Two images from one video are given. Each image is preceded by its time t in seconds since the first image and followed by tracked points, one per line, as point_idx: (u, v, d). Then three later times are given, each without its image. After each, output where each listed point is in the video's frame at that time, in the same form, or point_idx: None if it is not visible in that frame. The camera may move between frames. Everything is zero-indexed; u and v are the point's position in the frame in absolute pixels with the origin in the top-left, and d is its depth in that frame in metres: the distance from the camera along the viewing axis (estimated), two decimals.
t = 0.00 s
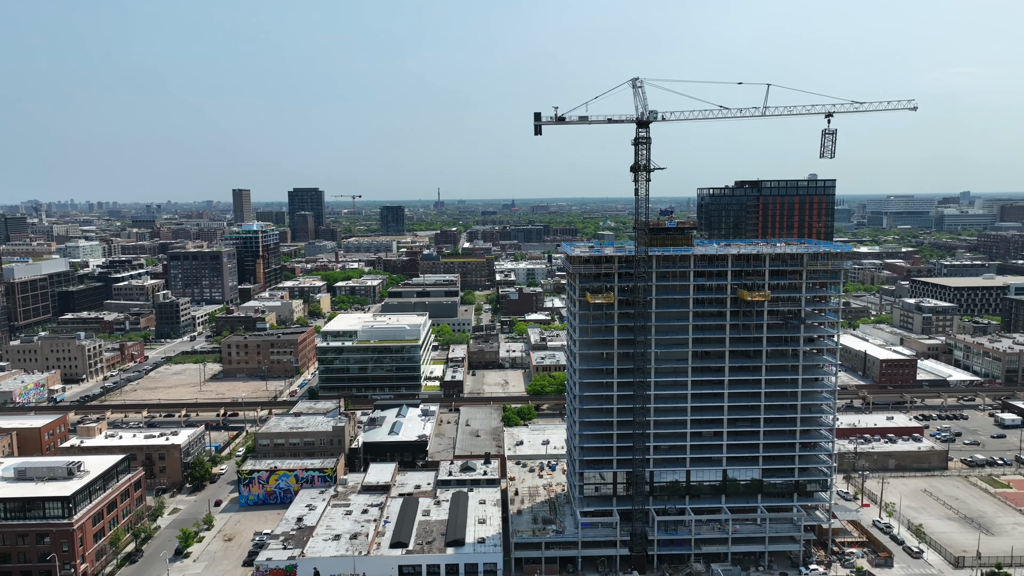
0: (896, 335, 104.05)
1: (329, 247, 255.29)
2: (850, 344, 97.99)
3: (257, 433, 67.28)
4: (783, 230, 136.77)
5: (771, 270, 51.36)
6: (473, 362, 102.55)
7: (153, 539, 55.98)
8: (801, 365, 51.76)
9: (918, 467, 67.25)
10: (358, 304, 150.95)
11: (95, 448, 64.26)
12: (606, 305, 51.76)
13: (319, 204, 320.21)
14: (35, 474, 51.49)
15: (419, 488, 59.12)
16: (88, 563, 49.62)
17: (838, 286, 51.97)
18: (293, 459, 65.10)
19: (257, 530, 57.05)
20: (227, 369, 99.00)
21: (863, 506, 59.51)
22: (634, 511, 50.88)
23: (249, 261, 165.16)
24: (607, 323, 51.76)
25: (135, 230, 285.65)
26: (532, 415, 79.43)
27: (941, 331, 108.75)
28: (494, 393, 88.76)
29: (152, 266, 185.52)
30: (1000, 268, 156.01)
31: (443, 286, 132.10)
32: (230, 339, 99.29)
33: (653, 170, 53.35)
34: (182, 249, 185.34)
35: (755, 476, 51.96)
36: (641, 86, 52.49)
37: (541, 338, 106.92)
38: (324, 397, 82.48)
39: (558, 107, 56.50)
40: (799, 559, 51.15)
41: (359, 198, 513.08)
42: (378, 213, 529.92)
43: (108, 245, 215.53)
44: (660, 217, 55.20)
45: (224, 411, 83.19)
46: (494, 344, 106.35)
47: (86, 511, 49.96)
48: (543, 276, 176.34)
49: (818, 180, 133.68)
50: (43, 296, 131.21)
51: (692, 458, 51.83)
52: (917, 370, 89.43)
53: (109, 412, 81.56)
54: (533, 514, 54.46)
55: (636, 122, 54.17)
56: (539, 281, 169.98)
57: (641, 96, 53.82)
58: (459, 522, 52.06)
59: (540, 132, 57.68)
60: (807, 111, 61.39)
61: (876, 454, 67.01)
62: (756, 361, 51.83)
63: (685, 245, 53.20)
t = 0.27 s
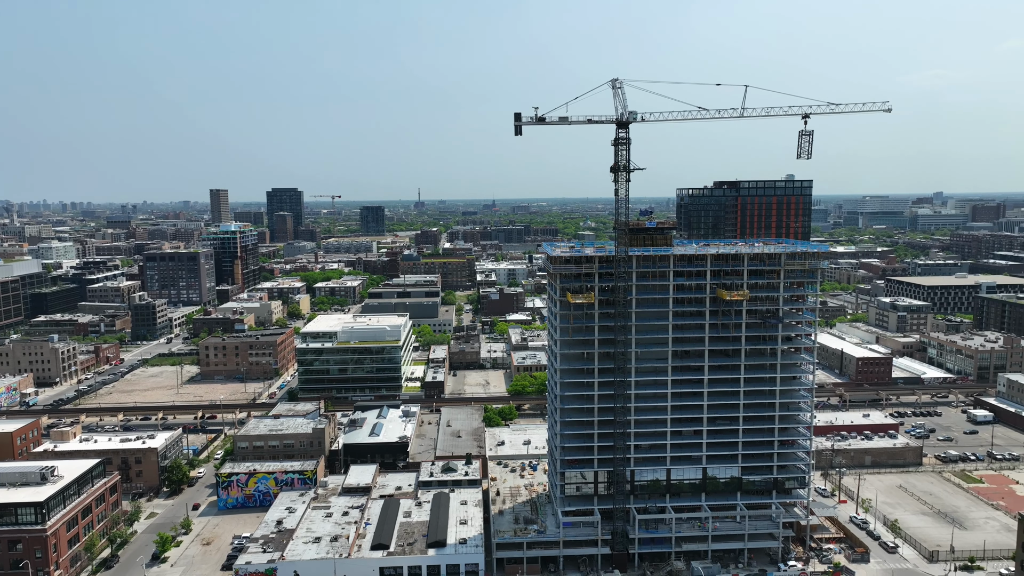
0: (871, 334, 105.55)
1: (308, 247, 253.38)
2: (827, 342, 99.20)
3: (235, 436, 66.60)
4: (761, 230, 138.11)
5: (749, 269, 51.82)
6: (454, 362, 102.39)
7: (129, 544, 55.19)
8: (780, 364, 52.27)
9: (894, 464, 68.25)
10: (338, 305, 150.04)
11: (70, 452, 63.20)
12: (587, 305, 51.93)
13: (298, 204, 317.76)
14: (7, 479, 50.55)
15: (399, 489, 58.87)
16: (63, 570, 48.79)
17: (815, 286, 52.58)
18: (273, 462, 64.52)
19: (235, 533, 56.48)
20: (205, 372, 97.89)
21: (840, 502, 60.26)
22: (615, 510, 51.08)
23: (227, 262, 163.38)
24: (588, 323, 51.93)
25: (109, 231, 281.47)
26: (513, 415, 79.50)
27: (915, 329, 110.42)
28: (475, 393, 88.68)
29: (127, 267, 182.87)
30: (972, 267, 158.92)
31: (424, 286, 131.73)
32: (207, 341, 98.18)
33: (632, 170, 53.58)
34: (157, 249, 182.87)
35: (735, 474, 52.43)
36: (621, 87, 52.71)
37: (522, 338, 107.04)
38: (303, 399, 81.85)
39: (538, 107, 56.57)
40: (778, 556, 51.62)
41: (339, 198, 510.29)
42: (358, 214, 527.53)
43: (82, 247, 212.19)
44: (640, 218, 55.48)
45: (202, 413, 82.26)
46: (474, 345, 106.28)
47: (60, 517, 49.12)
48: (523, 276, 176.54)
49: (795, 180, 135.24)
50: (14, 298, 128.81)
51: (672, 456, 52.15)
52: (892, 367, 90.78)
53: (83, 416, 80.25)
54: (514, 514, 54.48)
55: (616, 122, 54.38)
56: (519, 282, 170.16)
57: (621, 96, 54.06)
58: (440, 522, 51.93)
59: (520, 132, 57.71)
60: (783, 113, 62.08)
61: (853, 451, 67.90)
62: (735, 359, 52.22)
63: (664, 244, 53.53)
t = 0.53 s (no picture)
0: (848, 332, 106.93)
1: (288, 248, 251.41)
2: (805, 341, 100.32)
3: (213, 439, 65.89)
4: (740, 230, 139.31)
5: (728, 269, 52.24)
6: (435, 363, 102.14)
7: (105, 549, 54.38)
8: (758, 362, 52.75)
9: (870, 460, 69.19)
10: (318, 306, 149.01)
11: (43, 457, 62.13)
12: (568, 305, 52.08)
13: (277, 204, 315.21)
14: None
15: (380, 491, 58.58)
16: None
17: (793, 285, 53.14)
18: (251, 465, 63.91)
19: (214, 537, 55.87)
20: (182, 374, 96.76)
21: (818, 499, 60.95)
22: (597, 509, 51.21)
23: (204, 263, 161.58)
24: (568, 323, 52.07)
25: (84, 232, 277.09)
26: (495, 415, 79.46)
27: (891, 328, 111.98)
28: (456, 394, 88.51)
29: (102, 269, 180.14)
30: (945, 266, 161.59)
31: (404, 287, 131.23)
32: (185, 343, 97.07)
33: (613, 171, 53.82)
34: (133, 250, 180.41)
35: (714, 472, 52.85)
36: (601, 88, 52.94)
37: (503, 338, 107.06)
38: (283, 401, 81.17)
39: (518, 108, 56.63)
40: (757, 553, 52.07)
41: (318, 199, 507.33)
42: (338, 214, 524.60)
43: (56, 248, 208.71)
44: (620, 218, 55.74)
45: (180, 416, 81.29)
46: (455, 345, 106.09)
47: (33, 523, 48.26)
48: (504, 276, 176.54)
49: (773, 181, 136.64)
50: None
51: (653, 455, 52.46)
52: (868, 365, 92.03)
53: (57, 420, 78.93)
54: (496, 515, 54.49)
55: (596, 123, 54.57)
56: (500, 282, 170.16)
57: (600, 97, 54.29)
58: (421, 524, 51.75)
59: (501, 133, 57.78)
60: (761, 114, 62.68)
61: (830, 449, 68.73)
62: (714, 358, 52.58)
63: (644, 244, 53.84)
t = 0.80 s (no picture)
0: (825, 331, 108.25)
1: (266, 249, 249.18)
2: (782, 340, 101.41)
3: (191, 442, 65.15)
4: (719, 230, 140.46)
5: (707, 269, 52.64)
6: (416, 364, 101.85)
7: (80, 555, 53.51)
8: (737, 361, 53.23)
9: (847, 457, 70.11)
10: (297, 307, 147.94)
11: (16, 462, 61.00)
12: (548, 305, 52.18)
13: (255, 205, 312.25)
14: None
15: (361, 493, 58.26)
16: None
17: (771, 284, 53.66)
18: (230, 468, 63.28)
19: (192, 541, 55.24)
20: (159, 377, 95.56)
21: (797, 496, 61.59)
22: (578, 508, 51.36)
23: (181, 264, 159.64)
24: (549, 323, 52.19)
25: (57, 232, 272.43)
26: (476, 416, 79.41)
27: (866, 326, 113.53)
28: (437, 394, 88.35)
29: (76, 270, 177.24)
30: (919, 265, 164.17)
31: (384, 288, 130.66)
32: (161, 345, 95.90)
33: (592, 171, 54.03)
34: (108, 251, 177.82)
35: (694, 470, 53.19)
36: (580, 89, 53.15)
37: (484, 338, 107.00)
38: (261, 403, 80.48)
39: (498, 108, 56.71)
40: (737, 550, 52.51)
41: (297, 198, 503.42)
42: (317, 214, 520.84)
43: (28, 249, 205.04)
44: (600, 218, 55.99)
45: (156, 419, 80.26)
46: (436, 346, 105.85)
47: (6, 529, 47.38)
48: (485, 276, 176.40)
49: (751, 182, 137.98)
50: None
51: (633, 454, 52.70)
52: (844, 363, 93.25)
53: (30, 424, 77.54)
54: (477, 515, 54.45)
55: (576, 124, 54.76)
56: (481, 282, 170.03)
57: (580, 98, 54.49)
58: (403, 525, 51.57)
59: (480, 134, 57.80)
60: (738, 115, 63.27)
61: (808, 446, 69.51)
62: (694, 357, 52.91)
63: (624, 244, 54.09)
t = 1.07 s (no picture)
0: (802, 330, 109.46)
1: (244, 250, 246.58)
2: (760, 339, 102.43)
3: (167, 445, 64.27)
4: (697, 230, 141.50)
5: (686, 269, 52.98)
6: (395, 365, 101.38)
7: (53, 562, 52.56)
8: (715, 360, 53.66)
9: (824, 454, 70.99)
10: (275, 309, 146.66)
11: None
12: (528, 305, 52.22)
13: (232, 205, 308.88)
14: None
15: (341, 495, 57.87)
16: None
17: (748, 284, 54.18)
18: (207, 471, 62.53)
19: (168, 546, 54.50)
20: (134, 380, 94.19)
21: (774, 493, 62.24)
22: (558, 508, 51.47)
23: (157, 265, 157.45)
24: (529, 323, 52.22)
25: (28, 233, 267.27)
26: (456, 416, 79.28)
27: (842, 325, 115.01)
28: (417, 395, 88.04)
29: (48, 271, 174.10)
30: (893, 265, 166.65)
31: (364, 288, 129.90)
32: (137, 347, 94.55)
33: (572, 172, 54.16)
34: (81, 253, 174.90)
35: (674, 468, 53.45)
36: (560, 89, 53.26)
37: (464, 339, 106.79)
38: (239, 406, 79.64)
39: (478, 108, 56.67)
40: (716, 547, 52.94)
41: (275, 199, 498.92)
42: (296, 214, 516.70)
43: None
44: (580, 218, 56.17)
45: (132, 423, 79.10)
46: (416, 346, 105.45)
47: None
48: (465, 277, 176.10)
49: (729, 182, 139.23)
50: None
51: (614, 453, 52.89)
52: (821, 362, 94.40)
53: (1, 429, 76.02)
54: (458, 516, 54.35)
55: (556, 124, 54.86)
56: (461, 283, 169.74)
57: (560, 98, 54.59)
58: (383, 527, 51.30)
59: (460, 133, 57.71)
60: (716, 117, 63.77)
61: (785, 443, 70.26)
62: (673, 357, 53.22)
63: (604, 244, 54.27)
